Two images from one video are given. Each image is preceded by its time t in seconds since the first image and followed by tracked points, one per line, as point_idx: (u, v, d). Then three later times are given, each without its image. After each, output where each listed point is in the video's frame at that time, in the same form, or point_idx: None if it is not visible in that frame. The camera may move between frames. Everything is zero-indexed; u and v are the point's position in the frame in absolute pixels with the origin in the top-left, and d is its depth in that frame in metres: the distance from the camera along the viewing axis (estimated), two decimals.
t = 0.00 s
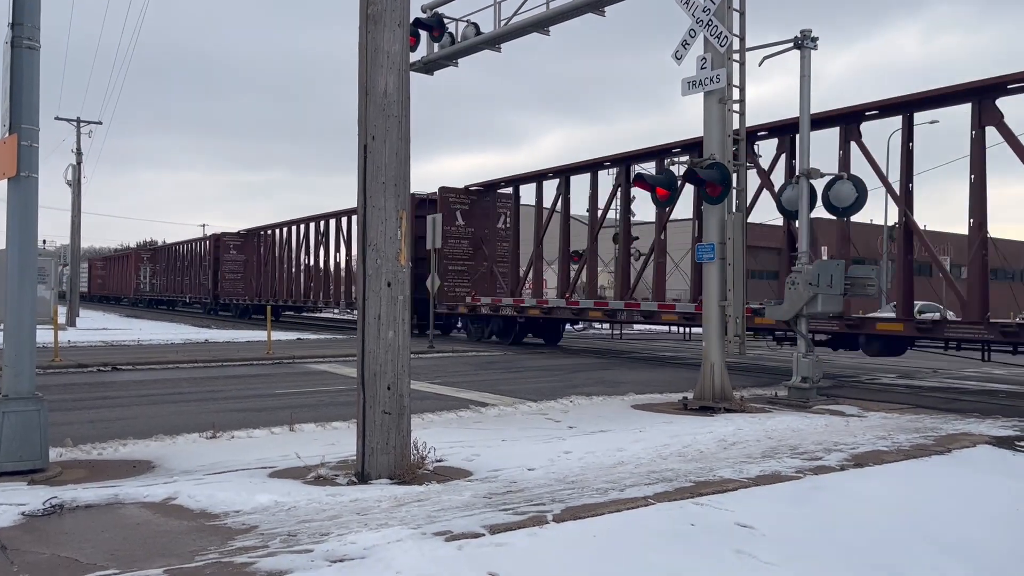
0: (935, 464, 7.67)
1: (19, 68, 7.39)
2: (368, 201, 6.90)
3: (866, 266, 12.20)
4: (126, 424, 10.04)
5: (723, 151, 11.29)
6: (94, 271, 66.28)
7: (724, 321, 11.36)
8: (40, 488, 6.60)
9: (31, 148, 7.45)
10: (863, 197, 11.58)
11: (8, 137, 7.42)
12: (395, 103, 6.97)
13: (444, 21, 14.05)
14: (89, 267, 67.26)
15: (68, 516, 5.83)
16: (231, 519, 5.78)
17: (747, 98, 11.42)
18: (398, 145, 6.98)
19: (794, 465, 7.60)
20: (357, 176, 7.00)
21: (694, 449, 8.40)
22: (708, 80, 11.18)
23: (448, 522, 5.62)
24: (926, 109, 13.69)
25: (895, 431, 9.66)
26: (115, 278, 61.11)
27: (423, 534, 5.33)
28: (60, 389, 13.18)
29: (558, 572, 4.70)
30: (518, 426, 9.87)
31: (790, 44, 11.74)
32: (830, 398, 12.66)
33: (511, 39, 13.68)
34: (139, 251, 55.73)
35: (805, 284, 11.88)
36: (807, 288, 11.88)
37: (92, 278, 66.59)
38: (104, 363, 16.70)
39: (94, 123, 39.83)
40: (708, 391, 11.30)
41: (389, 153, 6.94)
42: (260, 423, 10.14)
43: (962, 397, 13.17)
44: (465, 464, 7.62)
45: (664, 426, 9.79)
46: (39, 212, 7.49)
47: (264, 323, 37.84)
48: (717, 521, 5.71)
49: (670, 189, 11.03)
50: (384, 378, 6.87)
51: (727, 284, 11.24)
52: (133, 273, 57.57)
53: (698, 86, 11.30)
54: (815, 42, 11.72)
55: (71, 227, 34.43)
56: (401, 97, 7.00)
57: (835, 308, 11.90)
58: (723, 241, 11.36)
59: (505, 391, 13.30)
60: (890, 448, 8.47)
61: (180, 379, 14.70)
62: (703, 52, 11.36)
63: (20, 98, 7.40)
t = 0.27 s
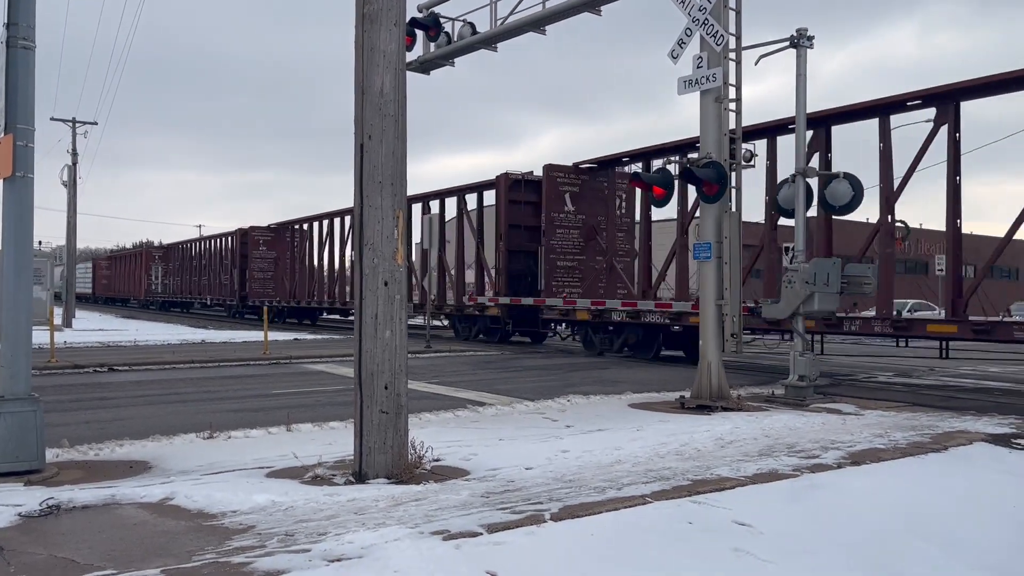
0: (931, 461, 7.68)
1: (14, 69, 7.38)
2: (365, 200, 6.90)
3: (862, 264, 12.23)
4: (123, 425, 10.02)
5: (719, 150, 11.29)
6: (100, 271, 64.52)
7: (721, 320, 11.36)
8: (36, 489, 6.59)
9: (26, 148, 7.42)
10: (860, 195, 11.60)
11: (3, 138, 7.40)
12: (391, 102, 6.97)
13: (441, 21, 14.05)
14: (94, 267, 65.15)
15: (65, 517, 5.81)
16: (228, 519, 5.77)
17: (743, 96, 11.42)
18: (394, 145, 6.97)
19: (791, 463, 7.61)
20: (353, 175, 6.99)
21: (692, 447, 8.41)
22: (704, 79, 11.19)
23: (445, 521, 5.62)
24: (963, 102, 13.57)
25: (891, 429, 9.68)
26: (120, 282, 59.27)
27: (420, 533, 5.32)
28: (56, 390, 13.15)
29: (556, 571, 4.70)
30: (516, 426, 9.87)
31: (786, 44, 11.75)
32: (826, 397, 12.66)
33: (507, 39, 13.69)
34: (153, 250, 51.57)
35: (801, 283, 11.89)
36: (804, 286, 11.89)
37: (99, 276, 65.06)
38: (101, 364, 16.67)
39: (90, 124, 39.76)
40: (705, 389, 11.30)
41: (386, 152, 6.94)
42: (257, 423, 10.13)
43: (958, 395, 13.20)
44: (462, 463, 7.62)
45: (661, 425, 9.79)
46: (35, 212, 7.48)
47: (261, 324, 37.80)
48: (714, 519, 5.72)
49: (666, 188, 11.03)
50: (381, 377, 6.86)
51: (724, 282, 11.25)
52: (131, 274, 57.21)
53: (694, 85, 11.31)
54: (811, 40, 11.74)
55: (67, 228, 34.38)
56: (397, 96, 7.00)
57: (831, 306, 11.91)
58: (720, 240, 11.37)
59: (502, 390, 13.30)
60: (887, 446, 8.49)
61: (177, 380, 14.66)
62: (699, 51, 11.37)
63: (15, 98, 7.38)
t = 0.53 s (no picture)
0: (927, 460, 7.70)
1: (10, 70, 7.37)
2: (361, 201, 6.90)
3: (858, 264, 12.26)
4: (120, 427, 9.99)
5: (716, 149, 11.29)
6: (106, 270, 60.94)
7: (718, 320, 11.35)
8: (33, 491, 6.57)
9: (22, 150, 7.39)
10: (856, 194, 11.63)
11: None
12: (387, 103, 6.97)
13: (437, 22, 14.04)
14: (101, 266, 62.52)
15: (62, 519, 5.80)
16: (225, 520, 5.77)
17: (739, 96, 11.43)
18: (390, 145, 6.97)
19: (788, 462, 7.62)
20: (349, 176, 6.99)
21: (689, 447, 8.41)
22: (700, 79, 11.20)
23: (443, 522, 5.62)
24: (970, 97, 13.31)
25: (888, 428, 9.69)
26: (127, 279, 56.29)
27: (417, 534, 5.32)
28: (52, 392, 13.11)
29: (554, 571, 4.70)
30: (513, 426, 9.87)
31: (782, 43, 11.77)
32: (824, 396, 12.66)
33: (503, 39, 13.69)
34: (167, 248, 47.40)
35: (798, 282, 11.88)
36: (800, 285, 11.88)
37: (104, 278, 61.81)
38: (97, 366, 16.63)
39: (86, 125, 39.66)
40: (702, 389, 11.30)
41: (382, 153, 6.94)
42: (254, 425, 10.12)
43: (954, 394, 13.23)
44: (459, 464, 7.61)
45: (659, 425, 9.80)
46: (31, 214, 7.46)
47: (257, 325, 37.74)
48: (711, 518, 5.72)
49: (663, 189, 11.04)
50: (378, 378, 6.86)
51: (722, 283, 11.26)
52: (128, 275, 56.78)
53: (691, 85, 11.32)
54: (807, 40, 11.75)
55: (64, 230, 34.31)
56: (393, 97, 7.00)
57: (828, 305, 11.92)
58: (717, 240, 11.38)
59: (499, 391, 13.29)
60: (884, 445, 8.50)
61: (174, 382, 14.62)
62: (695, 51, 11.38)
63: (11, 100, 7.37)
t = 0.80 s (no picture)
0: (927, 459, 7.70)
1: (7, 72, 7.36)
2: (359, 202, 6.89)
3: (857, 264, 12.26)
4: (119, 430, 9.99)
5: (714, 150, 11.30)
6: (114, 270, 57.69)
7: (717, 320, 11.38)
8: (31, 494, 6.56)
9: (19, 153, 7.39)
10: (853, 194, 11.64)
11: None
12: (385, 103, 6.97)
13: (435, 23, 14.05)
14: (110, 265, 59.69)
15: (60, 522, 5.80)
16: (224, 523, 5.76)
17: (737, 96, 11.45)
18: (389, 147, 6.97)
19: (787, 463, 7.62)
20: (348, 177, 6.98)
21: (688, 448, 8.41)
22: (697, 79, 11.21)
23: (442, 523, 5.61)
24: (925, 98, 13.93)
25: (887, 428, 9.70)
26: (139, 278, 53.82)
27: (416, 535, 5.32)
28: (51, 395, 13.10)
29: (554, 572, 4.70)
30: (512, 427, 9.87)
31: (779, 43, 11.78)
32: (823, 396, 12.68)
33: (500, 40, 13.70)
34: (187, 247, 44.67)
35: (796, 282, 11.94)
36: (799, 285, 11.93)
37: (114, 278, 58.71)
38: (96, 368, 16.62)
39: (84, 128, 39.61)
40: (702, 389, 11.31)
41: (380, 154, 6.94)
42: (253, 427, 10.11)
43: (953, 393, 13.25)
44: (458, 465, 7.61)
45: (658, 425, 9.80)
46: (29, 216, 7.46)
47: (257, 327, 37.72)
48: (710, 519, 5.72)
49: (661, 190, 11.06)
50: (377, 380, 6.85)
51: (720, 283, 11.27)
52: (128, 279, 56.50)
53: (688, 86, 11.33)
54: (804, 40, 11.76)
55: (62, 232, 34.29)
56: (391, 99, 7.01)
57: (827, 305, 11.95)
58: (715, 240, 11.39)
59: (499, 392, 13.29)
60: (883, 444, 8.51)
61: (174, 384, 14.61)
62: (692, 52, 11.39)
63: (8, 103, 7.36)
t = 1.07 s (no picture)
0: (928, 459, 7.68)
1: (7, 76, 7.36)
2: (359, 204, 6.89)
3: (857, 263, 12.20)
4: (118, 433, 9.98)
5: (713, 150, 11.29)
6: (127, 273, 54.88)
7: (717, 320, 11.37)
8: (31, 498, 6.55)
9: (19, 156, 7.40)
10: (853, 193, 11.62)
11: None
12: (384, 105, 6.97)
13: (433, 24, 14.04)
14: (122, 267, 56.34)
15: (61, 525, 5.79)
16: (225, 525, 5.76)
17: (736, 96, 11.44)
18: (388, 148, 6.97)
19: (788, 463, 7.61)
20: (347, 179, 6.98)
21: (689, 448, 8.39)
22: (697, 79, 11.20)
23: (443, 525, 5.61)
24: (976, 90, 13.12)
25: (888, 427, 9.68)
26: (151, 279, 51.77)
27: (417, 537, 5.31)
28: (51, 398, 13.09)
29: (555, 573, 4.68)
30: (513, 428, 9.86)
31: (778, 43, 11.77)
32: (824, 395, 12.66)
33: (499, 41, 13.69)
34: (211, 246, 41.30)
35: (797, 281, 11.91)
36: (799, 285, 11.91)
37: (126, 282, 55.84)
38: (96, 372, 16.62)
39: (83, 131, 39.59)
40: (702, 389, 11.29)
41: (379, 156, 6.93)
42: (253, 430, 10.10)
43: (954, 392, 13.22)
44: (459, 466, 7.60)
45: (659, 426, 9.78)
46: (29, 219, 7.46)
47: (257, 329, 37.72)
48: (711, 519, 5.71)
49: (661, 190, 11.07)
50: (377, 382, 6.85)
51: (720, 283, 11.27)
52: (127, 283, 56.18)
53: (687, 86, 11.32)
54: (803, 40, 11.75)
55: (62, 236, 34.29)
56: (390, 100, 7.00)
57: (827, 305, 11.93)
58: (715, 240, 11.39)
59: (499, 393, 13.28)
60: (885, 444, 8.49)
61: (173, 387, 14.60)
62: (691, 52, 11.38)
63: (8, 106, 7.36)
